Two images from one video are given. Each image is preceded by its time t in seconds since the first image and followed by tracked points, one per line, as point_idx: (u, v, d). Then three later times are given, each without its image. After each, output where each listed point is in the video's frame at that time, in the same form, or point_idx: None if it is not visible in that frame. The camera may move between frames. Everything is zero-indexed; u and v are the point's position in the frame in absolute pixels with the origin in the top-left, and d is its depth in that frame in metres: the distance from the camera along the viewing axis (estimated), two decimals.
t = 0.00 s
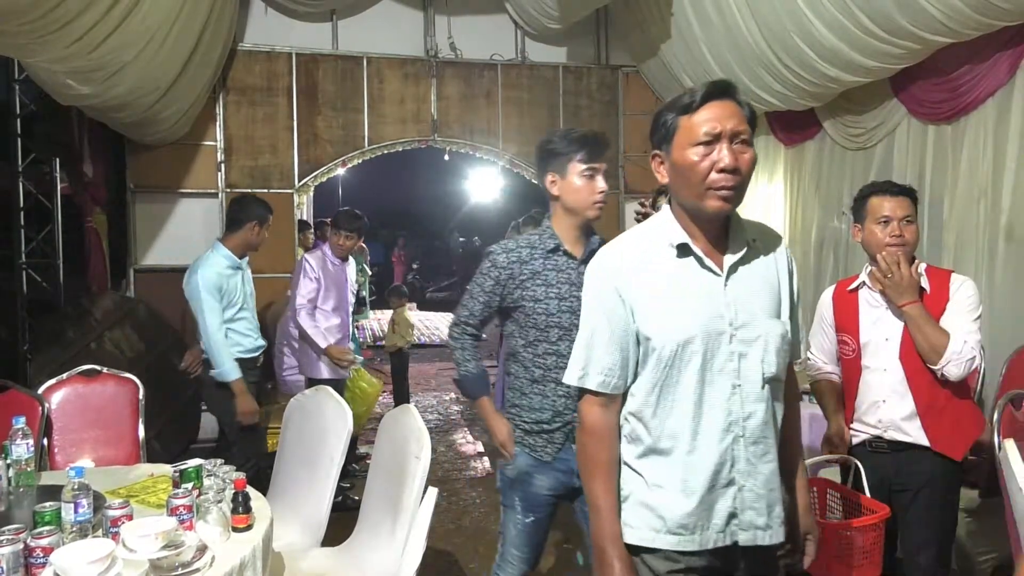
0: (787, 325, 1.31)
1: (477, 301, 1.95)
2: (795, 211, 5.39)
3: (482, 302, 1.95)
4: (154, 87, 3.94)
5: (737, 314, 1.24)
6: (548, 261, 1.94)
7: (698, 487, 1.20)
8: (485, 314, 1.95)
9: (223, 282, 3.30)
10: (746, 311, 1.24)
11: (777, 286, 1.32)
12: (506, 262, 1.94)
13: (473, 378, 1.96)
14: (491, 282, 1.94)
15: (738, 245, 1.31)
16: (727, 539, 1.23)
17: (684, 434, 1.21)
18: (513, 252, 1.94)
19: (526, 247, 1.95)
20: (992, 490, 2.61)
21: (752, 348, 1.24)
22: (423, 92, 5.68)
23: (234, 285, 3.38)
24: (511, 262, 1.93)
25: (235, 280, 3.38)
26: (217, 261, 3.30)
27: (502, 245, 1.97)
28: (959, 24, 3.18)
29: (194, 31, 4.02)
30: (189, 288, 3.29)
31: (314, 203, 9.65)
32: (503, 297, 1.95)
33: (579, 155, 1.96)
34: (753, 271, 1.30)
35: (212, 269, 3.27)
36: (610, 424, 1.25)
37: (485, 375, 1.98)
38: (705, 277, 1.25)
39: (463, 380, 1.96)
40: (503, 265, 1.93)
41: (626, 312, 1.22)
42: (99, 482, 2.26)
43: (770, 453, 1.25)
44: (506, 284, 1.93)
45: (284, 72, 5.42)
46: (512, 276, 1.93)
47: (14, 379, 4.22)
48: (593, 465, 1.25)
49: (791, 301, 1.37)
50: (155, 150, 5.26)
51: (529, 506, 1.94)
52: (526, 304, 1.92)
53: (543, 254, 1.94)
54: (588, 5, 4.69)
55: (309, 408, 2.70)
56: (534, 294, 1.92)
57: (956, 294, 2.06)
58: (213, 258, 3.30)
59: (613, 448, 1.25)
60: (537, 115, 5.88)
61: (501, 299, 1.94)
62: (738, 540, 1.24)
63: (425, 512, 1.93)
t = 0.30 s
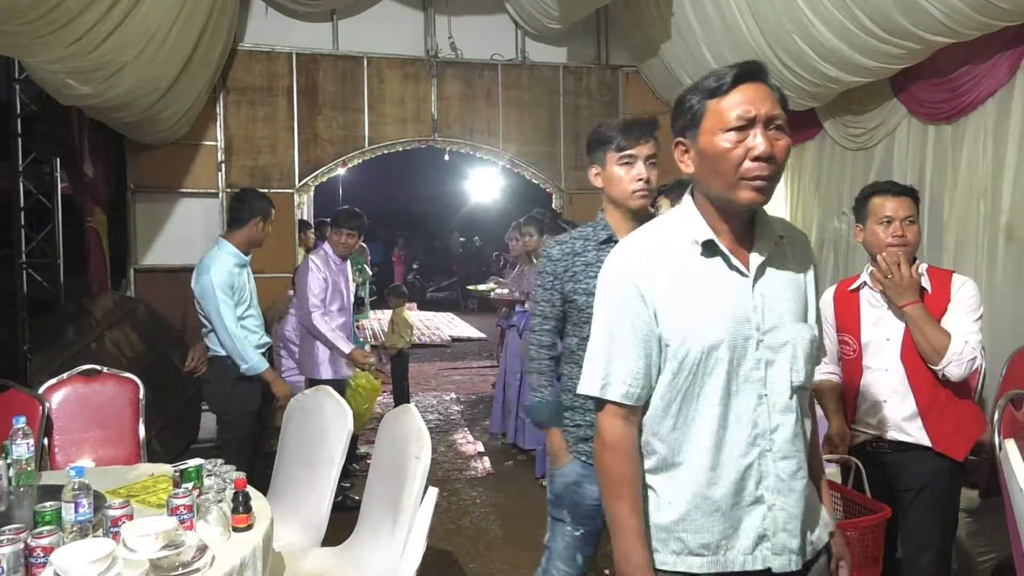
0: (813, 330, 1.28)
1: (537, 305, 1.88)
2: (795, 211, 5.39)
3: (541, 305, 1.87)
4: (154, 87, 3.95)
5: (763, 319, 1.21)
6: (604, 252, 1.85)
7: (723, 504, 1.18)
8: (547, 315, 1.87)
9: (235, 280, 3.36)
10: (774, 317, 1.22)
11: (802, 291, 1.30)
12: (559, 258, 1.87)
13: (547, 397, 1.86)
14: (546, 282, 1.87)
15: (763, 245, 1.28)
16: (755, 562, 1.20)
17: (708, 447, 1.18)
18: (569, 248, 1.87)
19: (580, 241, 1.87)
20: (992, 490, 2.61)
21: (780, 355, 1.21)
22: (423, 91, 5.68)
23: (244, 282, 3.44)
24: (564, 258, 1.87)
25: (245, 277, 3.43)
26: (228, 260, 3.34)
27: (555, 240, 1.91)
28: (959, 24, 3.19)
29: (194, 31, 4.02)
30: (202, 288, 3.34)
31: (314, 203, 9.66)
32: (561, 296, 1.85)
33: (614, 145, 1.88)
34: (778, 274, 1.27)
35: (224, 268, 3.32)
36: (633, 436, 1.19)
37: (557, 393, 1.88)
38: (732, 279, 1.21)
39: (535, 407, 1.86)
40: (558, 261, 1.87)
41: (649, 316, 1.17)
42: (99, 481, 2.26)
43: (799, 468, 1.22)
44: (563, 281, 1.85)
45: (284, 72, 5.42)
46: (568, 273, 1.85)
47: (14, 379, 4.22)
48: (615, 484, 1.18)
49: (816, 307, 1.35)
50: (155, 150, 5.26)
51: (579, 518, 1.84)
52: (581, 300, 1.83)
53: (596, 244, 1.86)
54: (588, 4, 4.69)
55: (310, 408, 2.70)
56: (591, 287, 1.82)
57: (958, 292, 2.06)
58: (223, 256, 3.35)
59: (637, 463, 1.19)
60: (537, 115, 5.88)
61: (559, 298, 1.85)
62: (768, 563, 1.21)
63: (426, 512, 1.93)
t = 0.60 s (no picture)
0: (874, 354, 1.18)
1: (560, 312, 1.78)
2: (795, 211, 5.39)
3: (564, 312, 1.77)
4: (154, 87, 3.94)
5: (813, 342, 1.12)
6: (626, 255, 1.70)
7: (759, 542, 1.12)
8: (570, 323, 1.76)
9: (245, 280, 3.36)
10: (826, 342, 1.13)
11: (864, 309, 1.19)
12: (580, 262, 1.76)
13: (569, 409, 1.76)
14: (570, 288, 1.77)
15: (822, 256, 1.19)
16: None
17: (747, 479, 1.11)
18: (592, 252, 1.74)
19: (604, 244, 1.74)
20: (992, 490, 2.61)
21: (830, 381, 1.13)
22: (423, 91, 5.68)
23: (249, 283, 3.40)
24: (584, 262, 1.75)
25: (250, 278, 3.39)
26: (240, 259, 3.32)
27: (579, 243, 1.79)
28: (959, 24, 3.19)
29: (194, 31, 4.01)
30: (212, 284, 3.31)
31: (314, 203, 9.66)
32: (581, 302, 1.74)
33: (628, 143, 1.75)
34: (837, 291, 1.17)
35: (236, 267, 3.30)
36: (666, 458, 1.13)
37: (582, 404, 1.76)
38: (783, 296, 1.12)
39: (555, 418, 1.77)
40: (580, 266, 1.75)
41: (687, 333, 1.10)
42: (99, 481, 2.26)
43: (845, 506, 1.14)
44: (582, 286, 1.74)
45: (284, 72, 5.42)
46: (590, 278, 1.72)
47: (14, 379, 4.22)
48: (655, 509, 1.13)
49: (881, 324, 1.25)
50: (155, 150, 5.26)
51: (585, 522, 1.69)
52: (601, 307, 1.70)
53: (616, 247, 1.72)
54: (588, 4, 4.68)
55: (310, 408, 2.70)
56: (608, 294, 1.68)
57: (959, 292, 2.06)
58: (235, 255, 3.32)
59: (674, 488, 1.13)
60: (537, 115, 5.88)
61: (582, 305, 1.74)
62: None
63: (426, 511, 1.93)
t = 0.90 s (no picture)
0: (976, 367, 1.02)
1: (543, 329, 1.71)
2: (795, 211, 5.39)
3: (548, 329, 1.70)
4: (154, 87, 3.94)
5: (904, 346, 0.97)
6: (609, 267, 1.65)
7: None
8: (553, 340, 1.69)
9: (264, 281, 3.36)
10: (919, 348, 0.98)
11: (965, 315, 1.03)
12: (562, 276, 1.69)
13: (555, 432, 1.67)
14: (552, 303, 1.70)
15: (915, 249, 1.04)
16: None
17: (822, 499, 0.97)
18: (574, 265, 1.69)
19: (585, 257, 1.69)
20: (992, 490, 2.61)
21: (923, 394, 0.98)
22: (423, 91, 5.68)
23: (265, 282, 3.39)
24: (566, 275, 1.69)
25: (267, 277, 3.39)
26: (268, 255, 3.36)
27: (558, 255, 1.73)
28: (958, 24, 3.18)
29: (194, 31, 4.01)
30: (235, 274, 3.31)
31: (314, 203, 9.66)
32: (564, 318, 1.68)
33: (612, 144, 1.70)
34: (933, 290, 1.01)
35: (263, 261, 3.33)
36: (713, 466, 1.04)
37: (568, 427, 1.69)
38: (868, 294, 0.98)
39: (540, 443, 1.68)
40: (561, 279, 1.69)
41: (750, 331, 0.99)
42: (99, 481, 2.26)
43: (936, 536, 0.99)
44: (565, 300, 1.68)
45: (284, 72, 5.42)
46: (572, 292, 1.67)
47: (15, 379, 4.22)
48: (687, 521, 1.06)
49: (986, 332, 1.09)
50: (155, 150, 5.26)
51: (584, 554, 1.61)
52: (586, 322, 1.65)
53: (598, 259, 1.67)
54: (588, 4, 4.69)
55: (310, 408, 2.70)
56: (594, 308, 1.63)
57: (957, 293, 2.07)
58: (263, 250, 3.36)
59: (714, 499, 1.05)
60: (537, 115, 5.88)
61: (565, 321, 1.68)
62: None
63: (427, 511, 1.93)
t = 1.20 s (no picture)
0: None
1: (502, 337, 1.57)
2: (795, 211, 5.38)
3: (509, 337, 1.56)
4: (154, 87, 3.94)
5: (992, 350, 0.94)
6: (577, 266, 1.52)
7: None
8: (517, 347, 1.56)
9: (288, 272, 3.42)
10: (1009, 353, 0.95)
11: None
12: (523, 278, 1.55)
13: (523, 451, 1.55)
14: (513, 309, 1.56)
15: (1006, 237, 1.00)
16: None
17: (905, 513, 0.95)
18: (536, 264, 1.54)
19: (549, 254, 1.55)
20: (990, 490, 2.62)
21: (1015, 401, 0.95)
22: (423, 92, 5.68)
23: (290, 273, 3.44)
24: (529, 277, 1.54)
25: (292, 268, 3.44)
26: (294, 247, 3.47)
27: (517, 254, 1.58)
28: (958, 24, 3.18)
29: (194, 30, 4.01)
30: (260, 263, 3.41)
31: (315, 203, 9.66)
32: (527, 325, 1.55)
33: (582, 125, 1.57)
34: None
35: (288, 249, 3.42)
36: (778, 480, 1.04)
37: (534, 444, 1.57)
38: (953, 296, 0.95)
39: (506, 465, 1.56)
40: (521, 280, 1.55)
41: (814, 333, 0.99)
42: (98, 481, 2.26)
43: (1021, 562, 0.97)
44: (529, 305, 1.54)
45: (284, 72, 5.42)
46: (536, 295, 1.53)
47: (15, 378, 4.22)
48: (752, 530, 1.06)
49: None
50: (155, 150, 5.26)
51: None
52: (551, 328, 1.51)
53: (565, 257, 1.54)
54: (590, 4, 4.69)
55: (310, 408, 2.70)
56: (562, 311, 1.50)
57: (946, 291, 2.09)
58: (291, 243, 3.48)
59: (780, 510, 1.05)
60: (537, 115, 5.87)
61: (528, 326, 1.55)
62: None
63: (426, 511, 1.93)
